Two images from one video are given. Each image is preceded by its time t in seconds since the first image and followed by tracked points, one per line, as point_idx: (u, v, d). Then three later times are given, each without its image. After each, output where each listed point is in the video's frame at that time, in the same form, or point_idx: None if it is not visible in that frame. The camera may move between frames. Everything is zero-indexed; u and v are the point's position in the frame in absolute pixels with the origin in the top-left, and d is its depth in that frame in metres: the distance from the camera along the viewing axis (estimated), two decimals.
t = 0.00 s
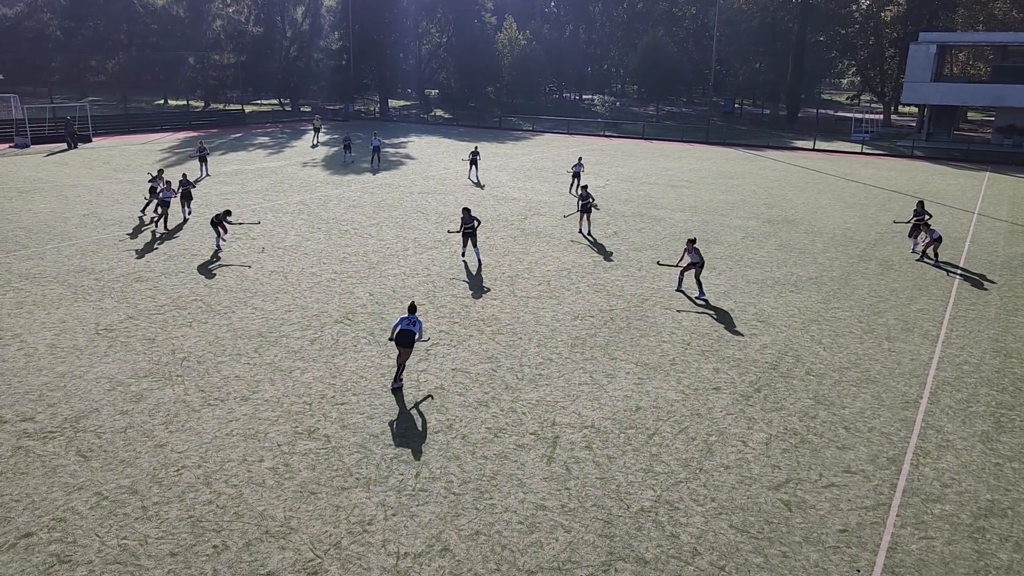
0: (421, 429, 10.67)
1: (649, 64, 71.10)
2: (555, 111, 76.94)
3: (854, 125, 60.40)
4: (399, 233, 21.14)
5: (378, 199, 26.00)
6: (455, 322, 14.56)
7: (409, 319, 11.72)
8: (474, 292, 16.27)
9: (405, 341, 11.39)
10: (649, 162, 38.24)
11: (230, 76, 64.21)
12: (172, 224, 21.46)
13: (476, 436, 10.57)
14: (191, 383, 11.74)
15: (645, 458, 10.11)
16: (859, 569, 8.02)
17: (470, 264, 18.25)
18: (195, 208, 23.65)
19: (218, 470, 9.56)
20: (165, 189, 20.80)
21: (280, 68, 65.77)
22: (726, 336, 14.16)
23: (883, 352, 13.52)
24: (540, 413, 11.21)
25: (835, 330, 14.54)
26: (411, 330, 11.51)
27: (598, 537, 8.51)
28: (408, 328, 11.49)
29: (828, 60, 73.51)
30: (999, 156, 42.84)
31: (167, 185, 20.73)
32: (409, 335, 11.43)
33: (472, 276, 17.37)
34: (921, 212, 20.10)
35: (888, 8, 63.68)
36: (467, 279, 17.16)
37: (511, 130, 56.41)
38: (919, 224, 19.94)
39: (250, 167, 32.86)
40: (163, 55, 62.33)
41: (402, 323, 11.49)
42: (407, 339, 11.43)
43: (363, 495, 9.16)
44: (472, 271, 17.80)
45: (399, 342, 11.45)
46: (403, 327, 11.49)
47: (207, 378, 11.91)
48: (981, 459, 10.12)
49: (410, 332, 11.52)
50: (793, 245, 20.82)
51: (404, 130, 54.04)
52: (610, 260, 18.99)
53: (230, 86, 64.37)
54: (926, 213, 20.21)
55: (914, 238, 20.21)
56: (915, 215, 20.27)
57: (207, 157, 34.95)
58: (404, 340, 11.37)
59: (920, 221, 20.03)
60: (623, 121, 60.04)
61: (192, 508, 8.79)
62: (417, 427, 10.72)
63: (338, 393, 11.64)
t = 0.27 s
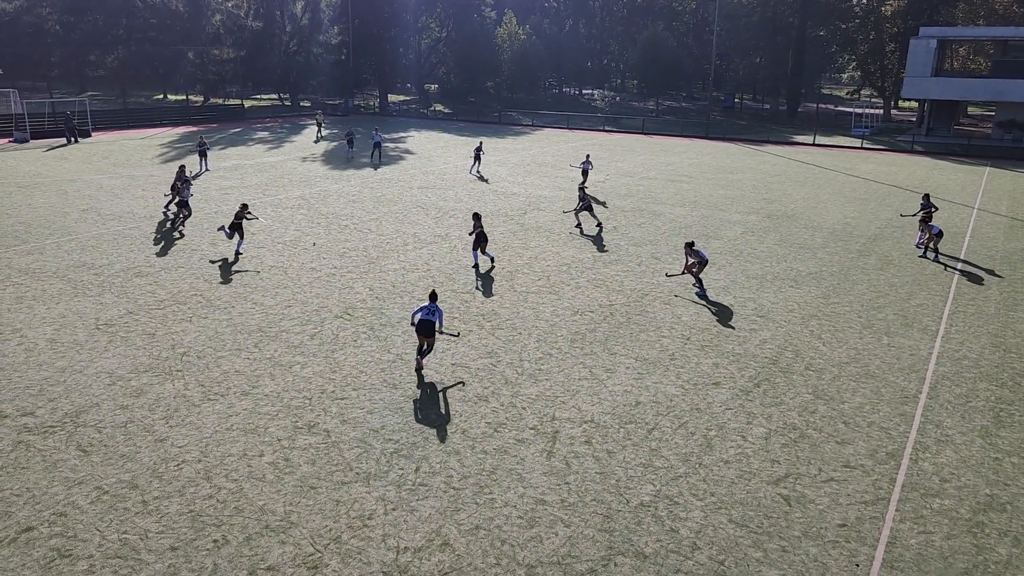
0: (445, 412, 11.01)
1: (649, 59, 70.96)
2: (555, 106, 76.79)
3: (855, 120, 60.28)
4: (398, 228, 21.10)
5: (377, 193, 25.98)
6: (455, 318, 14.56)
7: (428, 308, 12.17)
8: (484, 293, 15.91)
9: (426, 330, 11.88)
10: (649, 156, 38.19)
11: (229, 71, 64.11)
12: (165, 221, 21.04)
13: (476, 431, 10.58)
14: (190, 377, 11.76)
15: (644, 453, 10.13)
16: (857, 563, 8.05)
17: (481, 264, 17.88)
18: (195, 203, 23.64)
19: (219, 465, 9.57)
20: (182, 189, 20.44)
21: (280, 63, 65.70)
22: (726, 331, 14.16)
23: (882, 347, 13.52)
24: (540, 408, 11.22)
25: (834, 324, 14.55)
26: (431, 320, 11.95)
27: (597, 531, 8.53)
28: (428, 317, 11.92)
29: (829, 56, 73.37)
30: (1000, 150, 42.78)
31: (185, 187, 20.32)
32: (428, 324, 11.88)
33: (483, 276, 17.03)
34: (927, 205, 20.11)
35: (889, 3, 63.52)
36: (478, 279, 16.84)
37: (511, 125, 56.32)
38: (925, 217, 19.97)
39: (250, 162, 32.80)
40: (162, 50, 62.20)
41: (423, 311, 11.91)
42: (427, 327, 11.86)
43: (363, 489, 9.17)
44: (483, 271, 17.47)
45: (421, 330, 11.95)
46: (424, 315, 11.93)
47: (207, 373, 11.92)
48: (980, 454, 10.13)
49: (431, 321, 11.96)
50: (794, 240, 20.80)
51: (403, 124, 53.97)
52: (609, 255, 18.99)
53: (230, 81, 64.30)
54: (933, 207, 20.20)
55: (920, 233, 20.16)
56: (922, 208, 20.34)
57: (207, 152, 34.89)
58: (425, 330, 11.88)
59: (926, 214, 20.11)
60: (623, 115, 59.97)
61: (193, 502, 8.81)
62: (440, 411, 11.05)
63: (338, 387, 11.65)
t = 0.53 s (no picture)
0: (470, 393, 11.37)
1: (648, 51, 70.77)
2: (554, 98, 76.59)
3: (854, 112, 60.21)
4: (397, 220, 21.07)
5: (376, 186, 25.94)
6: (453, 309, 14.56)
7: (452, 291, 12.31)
8: (493, 287, 15.82)
9: (449, 313, 12.17)
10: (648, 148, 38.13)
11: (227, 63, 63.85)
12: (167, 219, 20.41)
13: (474, 422, 10.58)
14: (189, 369, 11.75)
15: (642, 445, 10.14)
16: (855, 554, 8.07)
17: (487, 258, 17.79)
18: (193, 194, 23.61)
19: (217, 457, 9.58)
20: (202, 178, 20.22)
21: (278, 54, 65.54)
22: (724, 323, 14.17)
23: (880, 339, 13.54)
24: (538, 399, 11.23)
25: (833, 316, 14.56)
26: (453, 304, 12.15)
27: (596, 522, 8.55)
28: (449, 301, 12.14)
29: (828, 48, 73.20)
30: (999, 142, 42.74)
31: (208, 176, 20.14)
32: (450, 309, 12.13)
33: (491, 269, 16.94)
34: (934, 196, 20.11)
35: None
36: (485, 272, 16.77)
37: (509, 117, 56.18)
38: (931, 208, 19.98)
39: (247, 154, 32.70)
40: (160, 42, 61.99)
41: (444, 297, 12.11)
42: (449, 311, 12.13)
43: (362, 481, 9.18)
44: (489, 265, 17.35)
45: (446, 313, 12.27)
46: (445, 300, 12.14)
47: (206, 365, 11.91)
48: (978, 446, 10.15)
49: (453, 304, 12.17)
50: (792, 232, 20.80)
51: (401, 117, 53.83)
52: (608, 247, 18.97)
53: (228, 73, 64.06)
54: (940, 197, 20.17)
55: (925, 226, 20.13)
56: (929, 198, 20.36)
57: (205, 143, 34.77)
58: (447, 313, 12.18)
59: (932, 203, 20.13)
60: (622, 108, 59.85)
61: (191, 494, 8.82)
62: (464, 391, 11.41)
63: (336, 379, 11.66)
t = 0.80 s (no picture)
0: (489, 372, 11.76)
1: (647, 41, 70.53)
2: (552, 89, 76.35)
3: (852, 103, 60.13)
4: (395, 211, 21.05)
5: (373, 176, 25.89)
6: (451, 300, 14.56)
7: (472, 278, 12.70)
8: (497, 277, 15.87)
9: (470, 299, 12.60)
10: (646, 139, 38.08)
11: (224, 53, 63.56)
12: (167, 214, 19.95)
13: (473, 413, 10.60)
14: (187, 361, 11.75)
15: (640, 435, 10.16)
16: (852, 544, 8.10)
17: (487, 250, 17.74)
18: (190, 185, 23.57)
19: (216, 448, 9.59)
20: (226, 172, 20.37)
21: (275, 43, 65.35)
22: (722, 314, 14.18)
23: (878, 330, 13.55)
24: (537, 390, 11.25)
25: (831, 307, 14.57)
26: (472, 289, 12.56)
27: (594, 512, 8.57)
28: (467, 287, 12.54)
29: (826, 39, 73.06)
30: (997, 132, 42.70)
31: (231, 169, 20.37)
32: (470, 294, 12.56)
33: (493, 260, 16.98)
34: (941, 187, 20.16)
35: None
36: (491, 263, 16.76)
37: (508, 108, 56.03)
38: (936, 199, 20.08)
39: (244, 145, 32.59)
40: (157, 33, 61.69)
41: (462, 283, 12.56)
42: (470, 298, 12.55)
43: (360, 472, 9.20)
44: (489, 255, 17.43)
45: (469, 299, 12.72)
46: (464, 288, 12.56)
47: (203, 356, 11.90)
48: (975, 436, 10.18)
49: (473, 290, 12.57)
50: (791, 223, 20.80)
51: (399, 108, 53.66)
52: (605, 238, 18.97)
53: (225, 64, 63.77)
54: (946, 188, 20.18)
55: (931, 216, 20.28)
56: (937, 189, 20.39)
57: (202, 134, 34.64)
58: (467, 299, 12.59)
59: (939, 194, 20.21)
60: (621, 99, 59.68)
61: (190, 485, 8.83)
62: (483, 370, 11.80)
63: (334, 370, 11.66)
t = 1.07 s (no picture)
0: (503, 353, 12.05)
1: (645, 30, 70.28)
2: (550, 78, 76.11)
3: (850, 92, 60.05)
4: (392, 200, 21.03)
5: (370, 166, 25.83)
6: (449, 290, 14.56)
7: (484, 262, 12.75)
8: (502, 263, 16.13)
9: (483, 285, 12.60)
10: (643, 128, 38.01)
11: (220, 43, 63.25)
12: (163, 207, 19.57)
13: (471, 403, 10.61)
14: (185, 351, 11.75)
15: (638, 424, 10.19)
16: (849, 532, 8.14)
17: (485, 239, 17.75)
18: (187, 174, 23.50)
19: (214, 438, 9.60)
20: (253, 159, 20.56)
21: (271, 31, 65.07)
22: (719, 303, 14.20)
23: (875, 318, 13.57)
24: (535, 380, 11.27)
25: (828, 296, 14.60)
26: (485, 275, 12.56)
27: (593, 501, 8.60)
28: (481, 272, 12.58)
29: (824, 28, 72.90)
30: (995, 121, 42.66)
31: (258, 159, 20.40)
32: (483, 279, 12.56)
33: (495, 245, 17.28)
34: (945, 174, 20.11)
35: None
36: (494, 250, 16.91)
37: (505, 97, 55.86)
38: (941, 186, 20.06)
39: (241, 134, 32.47)
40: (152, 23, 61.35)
41: (476, 268, 12.61)
42: (482, 282, 12.54)
43: (359, 461, 9.21)
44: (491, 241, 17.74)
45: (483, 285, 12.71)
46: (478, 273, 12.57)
47: (201, 347, 11.91)
48: (971, 424, 10.22)
49: (486, 275, 12.58)
50: (788, 212, 20.81)
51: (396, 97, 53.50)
52: (603, 227, 18.96)
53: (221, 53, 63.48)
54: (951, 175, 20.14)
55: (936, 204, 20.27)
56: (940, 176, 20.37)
57: (198, 124, 34.50)
58: (480, 284, 12.59)
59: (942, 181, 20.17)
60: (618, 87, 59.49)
61: (189, 475, 8.85)
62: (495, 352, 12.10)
63: (332, 360, 11.67)
